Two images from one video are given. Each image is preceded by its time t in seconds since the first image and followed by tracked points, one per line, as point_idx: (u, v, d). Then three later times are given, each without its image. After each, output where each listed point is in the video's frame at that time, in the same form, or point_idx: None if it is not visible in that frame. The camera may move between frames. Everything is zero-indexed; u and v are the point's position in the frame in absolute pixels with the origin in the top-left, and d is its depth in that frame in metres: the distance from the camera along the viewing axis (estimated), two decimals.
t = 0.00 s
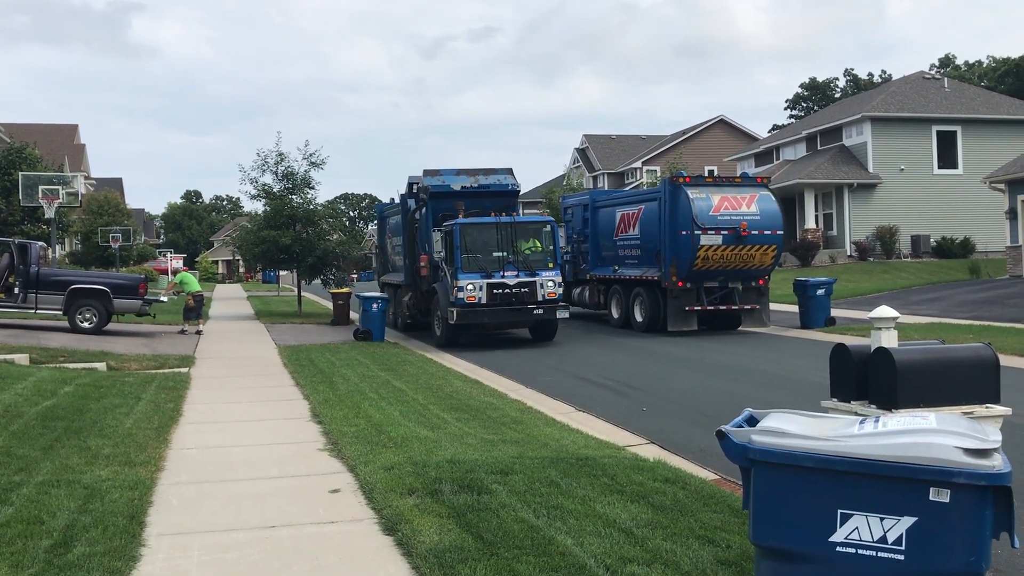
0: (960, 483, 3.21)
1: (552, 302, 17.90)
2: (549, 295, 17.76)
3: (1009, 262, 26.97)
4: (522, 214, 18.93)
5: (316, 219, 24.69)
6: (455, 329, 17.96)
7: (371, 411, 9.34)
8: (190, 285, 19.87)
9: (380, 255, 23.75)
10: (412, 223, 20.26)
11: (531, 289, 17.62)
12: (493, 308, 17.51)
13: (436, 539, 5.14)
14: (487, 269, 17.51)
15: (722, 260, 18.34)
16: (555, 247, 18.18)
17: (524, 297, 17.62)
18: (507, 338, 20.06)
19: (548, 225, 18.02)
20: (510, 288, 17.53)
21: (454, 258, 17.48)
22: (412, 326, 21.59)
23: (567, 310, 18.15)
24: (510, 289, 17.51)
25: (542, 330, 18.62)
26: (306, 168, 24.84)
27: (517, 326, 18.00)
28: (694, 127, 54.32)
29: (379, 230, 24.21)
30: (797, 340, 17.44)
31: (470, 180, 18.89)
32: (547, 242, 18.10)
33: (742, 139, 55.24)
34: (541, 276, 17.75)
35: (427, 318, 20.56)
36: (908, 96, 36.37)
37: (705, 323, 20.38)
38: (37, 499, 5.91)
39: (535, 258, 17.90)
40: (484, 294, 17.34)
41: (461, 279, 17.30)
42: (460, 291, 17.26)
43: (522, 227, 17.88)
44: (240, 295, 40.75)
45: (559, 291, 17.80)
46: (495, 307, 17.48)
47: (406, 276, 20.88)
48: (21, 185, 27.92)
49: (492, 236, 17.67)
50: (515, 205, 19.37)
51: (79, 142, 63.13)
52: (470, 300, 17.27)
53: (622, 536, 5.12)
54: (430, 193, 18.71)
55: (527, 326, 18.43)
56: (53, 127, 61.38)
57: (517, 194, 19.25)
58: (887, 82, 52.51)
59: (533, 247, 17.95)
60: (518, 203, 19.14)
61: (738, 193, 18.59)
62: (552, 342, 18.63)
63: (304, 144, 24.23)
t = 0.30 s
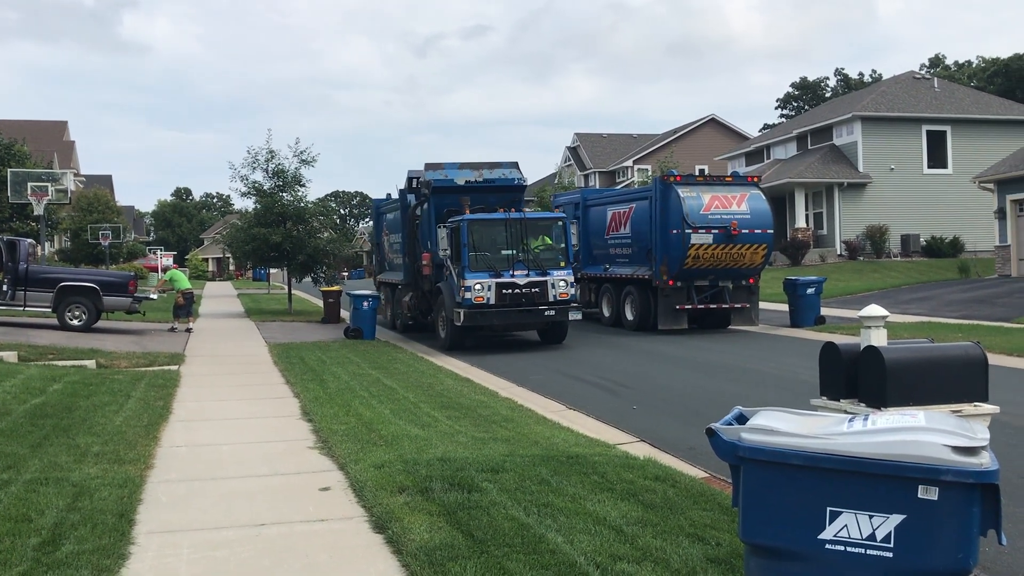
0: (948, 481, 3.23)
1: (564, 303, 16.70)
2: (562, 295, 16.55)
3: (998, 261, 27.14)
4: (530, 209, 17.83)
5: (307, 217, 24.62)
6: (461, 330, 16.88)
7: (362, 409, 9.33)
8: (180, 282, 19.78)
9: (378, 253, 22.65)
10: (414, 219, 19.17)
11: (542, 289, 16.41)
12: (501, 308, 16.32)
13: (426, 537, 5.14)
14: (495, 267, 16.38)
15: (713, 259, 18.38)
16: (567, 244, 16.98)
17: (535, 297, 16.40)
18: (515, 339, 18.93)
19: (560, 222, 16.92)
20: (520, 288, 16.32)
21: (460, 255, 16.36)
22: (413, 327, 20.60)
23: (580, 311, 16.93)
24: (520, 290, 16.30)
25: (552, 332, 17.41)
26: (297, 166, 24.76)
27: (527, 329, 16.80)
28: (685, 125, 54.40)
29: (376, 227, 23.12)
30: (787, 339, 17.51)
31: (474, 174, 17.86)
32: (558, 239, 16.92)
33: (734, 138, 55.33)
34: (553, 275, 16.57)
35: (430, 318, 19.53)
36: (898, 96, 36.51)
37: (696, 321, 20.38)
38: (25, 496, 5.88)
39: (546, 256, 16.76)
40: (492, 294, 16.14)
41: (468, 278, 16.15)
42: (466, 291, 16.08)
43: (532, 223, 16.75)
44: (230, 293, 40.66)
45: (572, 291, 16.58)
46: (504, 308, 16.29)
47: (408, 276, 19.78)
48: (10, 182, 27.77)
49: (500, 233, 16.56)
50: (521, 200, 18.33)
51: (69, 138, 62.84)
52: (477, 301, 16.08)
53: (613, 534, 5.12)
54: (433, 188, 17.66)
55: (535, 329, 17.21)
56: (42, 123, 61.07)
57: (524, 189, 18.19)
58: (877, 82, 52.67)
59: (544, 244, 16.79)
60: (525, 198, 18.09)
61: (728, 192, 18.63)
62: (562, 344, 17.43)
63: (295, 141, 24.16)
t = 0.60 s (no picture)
0: (932, 480, 3.25)
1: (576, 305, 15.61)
2: (573, 297, 15.48)
3: (981, 261, 27.32)
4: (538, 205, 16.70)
5: (293, 215, 24.51)
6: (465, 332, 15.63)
7: (348, 408, 9.29)
8: (165, 281, 19.66)
9: (373, 252, 21.24)
10: (413, 215, 17.83)
11: (553, 290, 15.31)
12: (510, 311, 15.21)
13: (412, 536, 5.13)
14: (503, 267, 15.23)
15: (699, 258, 18.44)
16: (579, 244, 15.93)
17: (545, 299, 15.30)
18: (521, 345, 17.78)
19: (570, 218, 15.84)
20: (530, 289, 15.19)
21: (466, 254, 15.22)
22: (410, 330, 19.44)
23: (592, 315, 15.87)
24: (530, 291, 15.18)
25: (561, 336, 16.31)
26: (283, 164, 24.65)
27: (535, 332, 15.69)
28: (672, 125, 54.53)
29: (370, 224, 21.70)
30: (773, 338, 17.58)
31: (478, 168, 16.66)
32: (568, 237, 15.87)
33: (720, 138, 55.51)
34: (564, 275, 15.50)
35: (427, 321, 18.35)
36: (883, 97, 36.72)
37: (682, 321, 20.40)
38: (7, 496, 5.83)
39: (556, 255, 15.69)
40: (500, 295, 14.97)
41: (474, 278, 14.99)
42: (473, 292, 14.87)
43: (542, 220, 15.71)
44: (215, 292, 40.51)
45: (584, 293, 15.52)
46: (513, 311, 15.17)
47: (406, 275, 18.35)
48: None
49: (507, 231, 15.45)
50: (527, 196, 17.15)
51: (53, 135, 62.33)
52: (485, 303, 14.89)
53: (598, 532, 5.13)
54: (434, 182, 16.37)
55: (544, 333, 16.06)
56: (26, 120, 60.58)
57: (530, 184, 17.06)
58: (862, 83, 52.99)
59: (553, 243, 15.71)
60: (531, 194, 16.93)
61: (715, 192, 18.71)
62: (572, 348, 16.30)
63: (281, 139, 24.07)
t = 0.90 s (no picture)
0: (914, 480, 3.27)
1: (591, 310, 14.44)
2: (588, 301, 14.32)
3: (963, 262, 27.52)
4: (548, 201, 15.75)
5: (277, 214, 24.39)
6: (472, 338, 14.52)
7: (333, 408, 9.26)
8: (148, 280, 19.51)
9: (370, 251, 20.01)
10: (414, 212, 16.64)
11: (567, 293, 14.15)
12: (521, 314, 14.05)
13: (397, 536, 5.12)
14: (513, 268, 14.06)
15: (683, 259, 18.49)
16: (594, 242, 14.75)
17: (559, 303, 14.13)
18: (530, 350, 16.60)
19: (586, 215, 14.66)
20: (542, 292, 14.03)
21: (473, 254, 14.03)
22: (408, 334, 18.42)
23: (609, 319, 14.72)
24: (542, 294, 14.02)
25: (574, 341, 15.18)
26: (267, 163, 24.55)
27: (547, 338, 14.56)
28: (657, 126, 54.69)
29: (366, 222, 20.46)
30: (757, 338, 17.66)
31: (484, 162, 15.71)
32: (581, 235, 14.67)
33: (705, 139, 55.73)
34: (578, 277, 14.33)
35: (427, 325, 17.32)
36: (867, 99, 36.97)
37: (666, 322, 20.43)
38: None
39: (570, 256, 14.49)
40: (511, 298, 13.83)
41: (483, 281, 13.82)
42: (481, 295, 13.73)
43: (555, 217, 14.49)
44: (199, 291, 40.31)
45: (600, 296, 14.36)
46: (524, 315, 14.01)
47: (405, 277, 17.16)
48: None
49: (516, 229, 14.27)
50: (536, 192, 16.25)
51: (35, 132, 61.79)
52: (494, 307, 13.75)
53: (583, 533, 5.13)
54: (437, 176, 15.49)
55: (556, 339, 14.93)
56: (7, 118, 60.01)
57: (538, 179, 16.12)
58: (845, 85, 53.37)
59: (566, 242, 14.53)
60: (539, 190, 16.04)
61: (699, 193, 18.81)
62: (585, 354, 15.18)
63: (265, 138, 23.97)
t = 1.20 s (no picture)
0: (900, 480, 3.29)
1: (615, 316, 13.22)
2: (612, 307, 13.08)
3: (946, 264, 27.74)
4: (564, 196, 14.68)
5: (262, 215, 24.28)
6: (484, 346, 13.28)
7: (318, 410, 9.22)
8: (130, 280, 19.36)
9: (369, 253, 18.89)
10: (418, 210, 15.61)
11: (589, 298, 12.94)
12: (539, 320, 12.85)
13: (382, 538, 5.09)
14: (531, 271, 12.86)
15: (668, 260, 18.54)
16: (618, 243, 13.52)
17: (580, 308, 12.91)
18: (544, 359, 15.42)
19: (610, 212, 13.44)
20: (562, 297, 12.82)
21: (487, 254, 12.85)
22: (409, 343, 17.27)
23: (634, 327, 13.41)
24: (562, 299, 12.81)
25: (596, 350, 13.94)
26: (252, 163, 24.44)
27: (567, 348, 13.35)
28: (642, 127, 54.83)
29: (363, 223, 19.39)
30: (741, 340, 17.73)
31: (495, 156, 14.73)
32: (602, 235, 13.44)
33: (690, 141, 55.94)
34: (601, 281, 13.12)
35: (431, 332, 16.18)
36: (850, 102, 37.24)
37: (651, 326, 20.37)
38: None
39: (591, 257, 13.27)
40: (528, 303, 12.64)
41: (497, 284, 12.64)
42: (496, 300, 12.56)
43: (574, 215, 13.27)
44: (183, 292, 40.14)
45: (624, 301, 13.12)
46: (543, 322, 12.81)
47: (407, 279, 16.05)
48: None
49: (533, 228, 13.08)
50: (548, 188, 15.27)
51: (16, 131, 61.16)
52: (509, 313, 12.59)
53: (569, 533, 5.13)
54: (444, 171, 14.33)
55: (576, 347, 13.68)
56: None
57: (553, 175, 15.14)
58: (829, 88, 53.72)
59: (588, 242, 13.31)
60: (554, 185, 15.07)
61: (684, 195, 18.90)
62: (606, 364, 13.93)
63: (250, 139, 23.88)
